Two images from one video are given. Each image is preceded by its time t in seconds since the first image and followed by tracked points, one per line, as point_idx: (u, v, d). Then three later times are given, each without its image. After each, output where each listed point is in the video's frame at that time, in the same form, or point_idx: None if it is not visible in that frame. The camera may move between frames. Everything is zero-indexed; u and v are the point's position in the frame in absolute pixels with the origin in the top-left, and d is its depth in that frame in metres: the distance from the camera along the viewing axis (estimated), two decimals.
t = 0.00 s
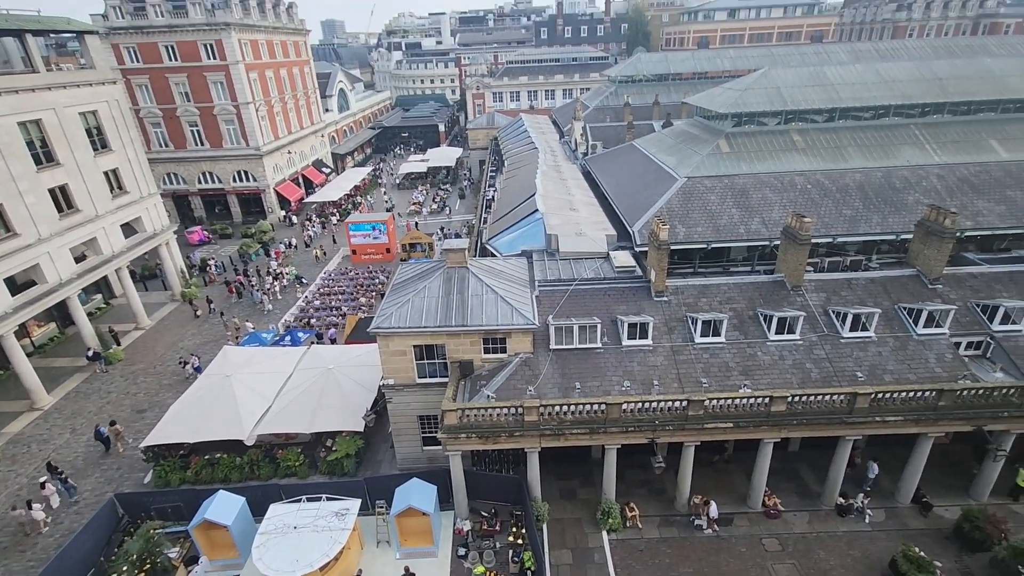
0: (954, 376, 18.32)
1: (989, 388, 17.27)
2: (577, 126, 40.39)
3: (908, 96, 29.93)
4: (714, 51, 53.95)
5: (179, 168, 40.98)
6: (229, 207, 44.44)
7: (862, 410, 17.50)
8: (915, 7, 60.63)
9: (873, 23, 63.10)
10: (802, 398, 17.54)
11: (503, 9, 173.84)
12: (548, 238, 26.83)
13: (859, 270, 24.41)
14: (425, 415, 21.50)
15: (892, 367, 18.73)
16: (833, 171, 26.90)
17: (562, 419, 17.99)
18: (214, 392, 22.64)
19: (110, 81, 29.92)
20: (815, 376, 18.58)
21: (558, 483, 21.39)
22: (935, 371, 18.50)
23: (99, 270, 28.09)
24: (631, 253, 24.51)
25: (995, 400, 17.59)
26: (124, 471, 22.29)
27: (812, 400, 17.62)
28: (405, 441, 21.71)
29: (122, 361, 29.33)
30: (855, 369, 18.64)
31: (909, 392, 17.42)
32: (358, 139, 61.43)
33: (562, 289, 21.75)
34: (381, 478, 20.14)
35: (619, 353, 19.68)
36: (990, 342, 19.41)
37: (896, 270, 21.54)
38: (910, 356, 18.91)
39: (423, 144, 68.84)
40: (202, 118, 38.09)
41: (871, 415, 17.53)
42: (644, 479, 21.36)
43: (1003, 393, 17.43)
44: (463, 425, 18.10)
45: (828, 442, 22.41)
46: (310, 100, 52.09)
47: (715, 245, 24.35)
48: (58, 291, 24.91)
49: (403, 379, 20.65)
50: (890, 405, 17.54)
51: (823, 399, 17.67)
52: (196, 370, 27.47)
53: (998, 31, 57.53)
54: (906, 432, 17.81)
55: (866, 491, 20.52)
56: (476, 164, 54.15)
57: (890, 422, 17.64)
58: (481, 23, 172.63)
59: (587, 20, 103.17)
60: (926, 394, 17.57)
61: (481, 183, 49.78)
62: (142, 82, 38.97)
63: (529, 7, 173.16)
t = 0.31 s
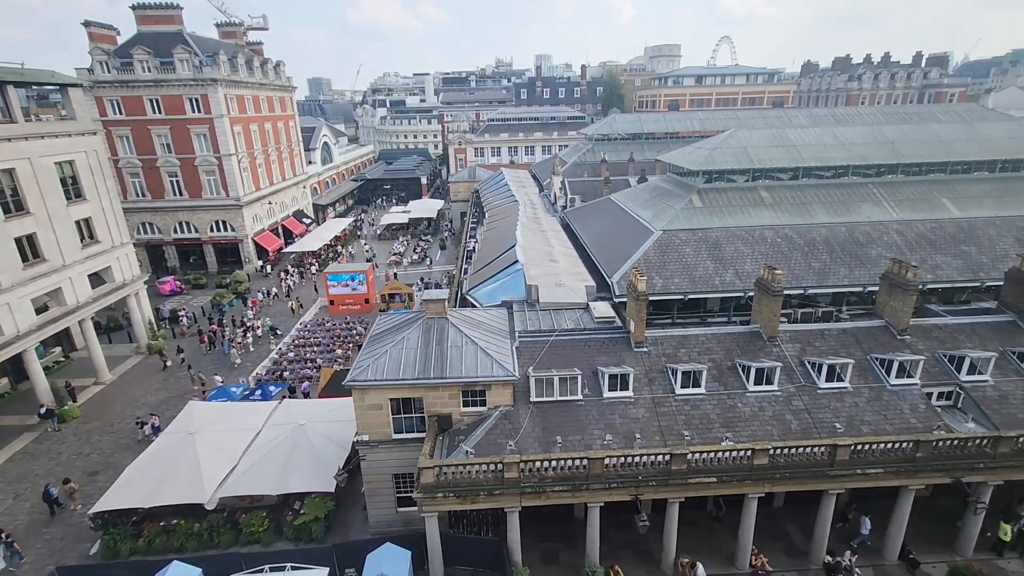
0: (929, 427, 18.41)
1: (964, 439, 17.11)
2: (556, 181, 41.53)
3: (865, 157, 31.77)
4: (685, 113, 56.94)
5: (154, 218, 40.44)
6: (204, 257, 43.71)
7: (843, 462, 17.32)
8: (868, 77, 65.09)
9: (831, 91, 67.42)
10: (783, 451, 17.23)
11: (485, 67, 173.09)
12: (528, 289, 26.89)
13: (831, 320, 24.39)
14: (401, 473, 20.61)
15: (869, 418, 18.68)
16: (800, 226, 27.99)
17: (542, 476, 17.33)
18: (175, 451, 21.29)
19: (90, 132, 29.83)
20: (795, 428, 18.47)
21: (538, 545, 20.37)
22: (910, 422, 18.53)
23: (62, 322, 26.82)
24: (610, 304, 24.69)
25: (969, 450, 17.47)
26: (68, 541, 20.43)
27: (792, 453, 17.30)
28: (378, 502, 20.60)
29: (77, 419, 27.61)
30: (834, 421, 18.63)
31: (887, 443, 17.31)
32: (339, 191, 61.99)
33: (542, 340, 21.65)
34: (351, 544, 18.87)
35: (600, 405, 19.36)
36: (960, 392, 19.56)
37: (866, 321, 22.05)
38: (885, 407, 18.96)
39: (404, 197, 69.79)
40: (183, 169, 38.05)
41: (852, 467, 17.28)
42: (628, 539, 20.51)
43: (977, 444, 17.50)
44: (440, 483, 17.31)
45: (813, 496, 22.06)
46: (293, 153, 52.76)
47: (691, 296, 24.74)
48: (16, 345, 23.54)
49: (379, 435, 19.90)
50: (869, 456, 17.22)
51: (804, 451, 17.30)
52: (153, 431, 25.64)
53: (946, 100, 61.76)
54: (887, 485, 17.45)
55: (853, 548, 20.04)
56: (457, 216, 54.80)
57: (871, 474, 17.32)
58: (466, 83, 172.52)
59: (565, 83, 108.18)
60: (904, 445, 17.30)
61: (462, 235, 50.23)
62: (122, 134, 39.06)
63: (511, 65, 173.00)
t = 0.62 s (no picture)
0: (905, 481, 18.36)
1: (939, 492, 17.09)
2: (533, 235, 42.22)
3: (827, 215, 33.37)
4: (657, 172, 59.42)
5: (121, 268, 39.30)
6: (171, 308, 42.34)
7: (824, 519, 16.98)
8: (825, 142, 69.21)
9: (791, 153, 71.35)
10: (764, 507, 16.92)
11: (464, 125, 173.72)
12: (505, 341, 26.63)
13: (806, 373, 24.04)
14: (369, 538, 19.44)
15: (846, 472, 18.62)
16: (769, 279, 28.83)
17: (518, 539, 16.46)
18: (124, 518, 19.66)
19: (61, 181, 29.33)
20: (774, 484, 18.21)
21: None
22: (886, 476, 18.50)
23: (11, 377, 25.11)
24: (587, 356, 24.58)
25: (947, 505, 17.29)
26: None
27: (773, 509, 17.03)
28: (343, 571, 19.25)
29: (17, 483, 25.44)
30: (812, 476, 18.45)
31: (865, 498, 17.13)
32: (316, 242, 61.71)
33: (519, 394, 21.24)
34: None
35: (578, 462, 18.83)
36: (931, 445, 19.64)
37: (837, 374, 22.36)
38: (862, 460, 18.93)
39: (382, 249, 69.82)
40: (155, 219, 37.45)
41: (833, 524, 16.98)
42: None
43: (953, 498, 17.25)
44: (411, 549, 16.22)
45: (796, 555, 21.47)
46: (271, 204, 52.71)
47: (667, 348, 24.85)
48: None
49: (347, 497, 18.87)
50: (849, 512, 17.08)
51: (785, 507, 17.09)
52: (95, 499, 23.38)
53: (898, 163, 65.88)
54: (870, 543, 17.18)
55: None
56: (435, 268, 54.81)
57: (852, 532, 17.07)
58: (445, 138, 173.96)
59: (541, 140, 111.77)
60: (882, 500, 17.26)
61: (439, 287, 50.08)
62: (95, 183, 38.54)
63: (490, 122, 173.86)
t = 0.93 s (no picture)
0: (885, 514, 18.33)
1: (918, 525, 17.03)
2: (514, 267, 42.43)
3: (799, 250, 34.35)
4: (636, 206, 60.65)
5: (90, 299, 38.05)
6: (140, 340, 40.98)
7: (807, 555, 16.76)
8: (797, 180, 71.76)
9: (765, 190, 73.73)
10: (748, 543, 16.61)
11: (447, 159, 173.44)
12: (486, 374, 26.29)
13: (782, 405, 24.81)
14: None
15: (827, 506, 18.57)
16: (747, 312, 29.30)
17: None
18: (78, 565, 18.52)
19: (31, 209, 28.53)
20: (756, 519, 18.02)
21: None
22: (867, 509, 18.49)
23: None
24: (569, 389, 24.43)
25: (926, 538, 17.24)
26: None
27: (757, 545, 16.71)
28: None
29: None
30: (794, 510, 18.35)
31: (847, 533, 16.97)
32: (295, 273, 60.95)
33: (499, 428, 20.90)
34: None
35: (560, 498, 18.42)
36: (908, 478, 19.73)
37: (815, 406, 22.56)
38: (842, 493, 18.93)
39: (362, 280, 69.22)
40: (129, 248, 36.60)
41: (816, 559, 16.75)
42: None
43: (932, 531, 17.15)
44: None
45: None
46: (250, 234, 52.12)
47: (648, 380, 24.85)
48: None
49: (320, 538, 18.09)
50: (832, 547, 16.94)
51: (769, 542, 16.74)
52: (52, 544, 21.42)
53: (865, 201, 68.51)
54: None
55: None
56: (416, 299, 54.43)
57: (836, 568, 16.81)
58: (426, 172, 174.02)
59: (523, 175, 113.55)
60: (863, 534, 17.14)
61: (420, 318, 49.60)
62: (68, 212, 37.64)
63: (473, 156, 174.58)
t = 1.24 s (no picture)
0: (858, 532, 18.55)
1: (889, 542, 17.02)
2: (492, 288, 42.43)
3: (769, 271, 35.30)
4: (612, 228, 61.62)
5: (50, 322, 36.46)
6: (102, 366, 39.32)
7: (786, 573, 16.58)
8: (766, 204, 74.04)
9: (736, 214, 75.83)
10: (726, 564, 16.28)
11: (426, 180, 173.70)
12: (463, 397, 25.92)
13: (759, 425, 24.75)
14: None
15: (803, 525, 18.72)
16: (721, 332, 29.77)
17: None
18: None
19: None
20: (734, 540, 18.04)
21: None
22: (841, 528, 18.70)
23: None
24: (547, 412, 24.27)
25: (898, 556, 17.19)
26: None
27: (734, 566, 16.40)
28: None
29: None
30: (770, 530, 18.44)
31: (822, 552, 16.86)
32: (268, 295, 59.67)
33: (477, 452, 20.58)
34: None
35: (538, 523, 18.13)
36: (879, 495, 20.09)
37: (789, 425, 22.90)
38: (817, 512, 19.13)
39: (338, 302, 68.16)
40: (94, 270, 35.34)
41: None
42: None
43: (903, 547, 17.14)
44: None
45: None
46: (222, 256, 50.96)
47: (626, 402, 24.88)
48: None
49: (290, 571, 17.35)
50: (809, 566, 16.79)
51: (745, 563, 16.54)
52: None
53: (831, 225, 71.01)
54: None
55: None
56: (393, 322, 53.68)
57: None
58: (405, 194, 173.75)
59: (502, 196, 114.27)
60: (838, 552, 17.03)
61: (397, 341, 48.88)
62: (29, 233, 36.24)
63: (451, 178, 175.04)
